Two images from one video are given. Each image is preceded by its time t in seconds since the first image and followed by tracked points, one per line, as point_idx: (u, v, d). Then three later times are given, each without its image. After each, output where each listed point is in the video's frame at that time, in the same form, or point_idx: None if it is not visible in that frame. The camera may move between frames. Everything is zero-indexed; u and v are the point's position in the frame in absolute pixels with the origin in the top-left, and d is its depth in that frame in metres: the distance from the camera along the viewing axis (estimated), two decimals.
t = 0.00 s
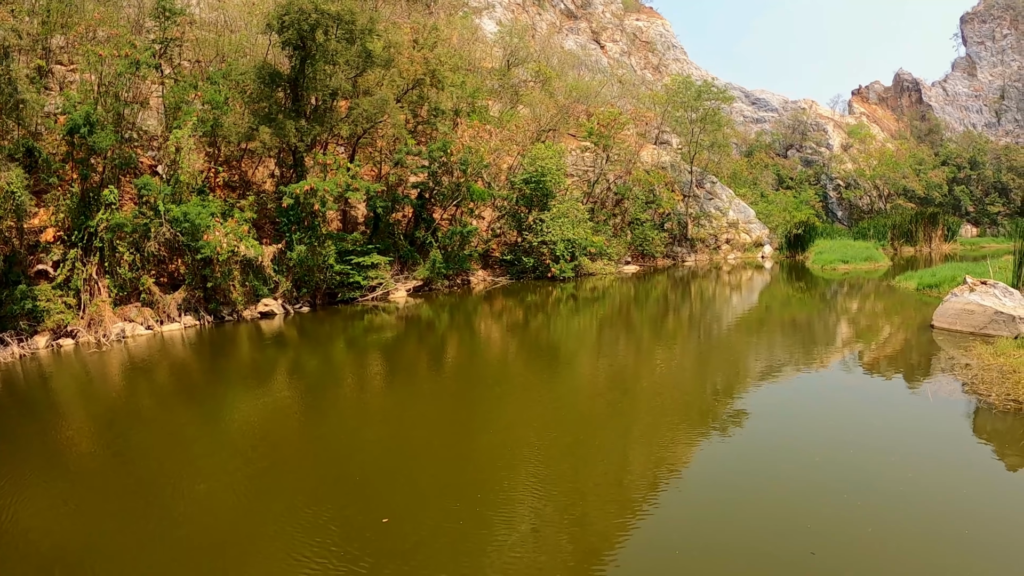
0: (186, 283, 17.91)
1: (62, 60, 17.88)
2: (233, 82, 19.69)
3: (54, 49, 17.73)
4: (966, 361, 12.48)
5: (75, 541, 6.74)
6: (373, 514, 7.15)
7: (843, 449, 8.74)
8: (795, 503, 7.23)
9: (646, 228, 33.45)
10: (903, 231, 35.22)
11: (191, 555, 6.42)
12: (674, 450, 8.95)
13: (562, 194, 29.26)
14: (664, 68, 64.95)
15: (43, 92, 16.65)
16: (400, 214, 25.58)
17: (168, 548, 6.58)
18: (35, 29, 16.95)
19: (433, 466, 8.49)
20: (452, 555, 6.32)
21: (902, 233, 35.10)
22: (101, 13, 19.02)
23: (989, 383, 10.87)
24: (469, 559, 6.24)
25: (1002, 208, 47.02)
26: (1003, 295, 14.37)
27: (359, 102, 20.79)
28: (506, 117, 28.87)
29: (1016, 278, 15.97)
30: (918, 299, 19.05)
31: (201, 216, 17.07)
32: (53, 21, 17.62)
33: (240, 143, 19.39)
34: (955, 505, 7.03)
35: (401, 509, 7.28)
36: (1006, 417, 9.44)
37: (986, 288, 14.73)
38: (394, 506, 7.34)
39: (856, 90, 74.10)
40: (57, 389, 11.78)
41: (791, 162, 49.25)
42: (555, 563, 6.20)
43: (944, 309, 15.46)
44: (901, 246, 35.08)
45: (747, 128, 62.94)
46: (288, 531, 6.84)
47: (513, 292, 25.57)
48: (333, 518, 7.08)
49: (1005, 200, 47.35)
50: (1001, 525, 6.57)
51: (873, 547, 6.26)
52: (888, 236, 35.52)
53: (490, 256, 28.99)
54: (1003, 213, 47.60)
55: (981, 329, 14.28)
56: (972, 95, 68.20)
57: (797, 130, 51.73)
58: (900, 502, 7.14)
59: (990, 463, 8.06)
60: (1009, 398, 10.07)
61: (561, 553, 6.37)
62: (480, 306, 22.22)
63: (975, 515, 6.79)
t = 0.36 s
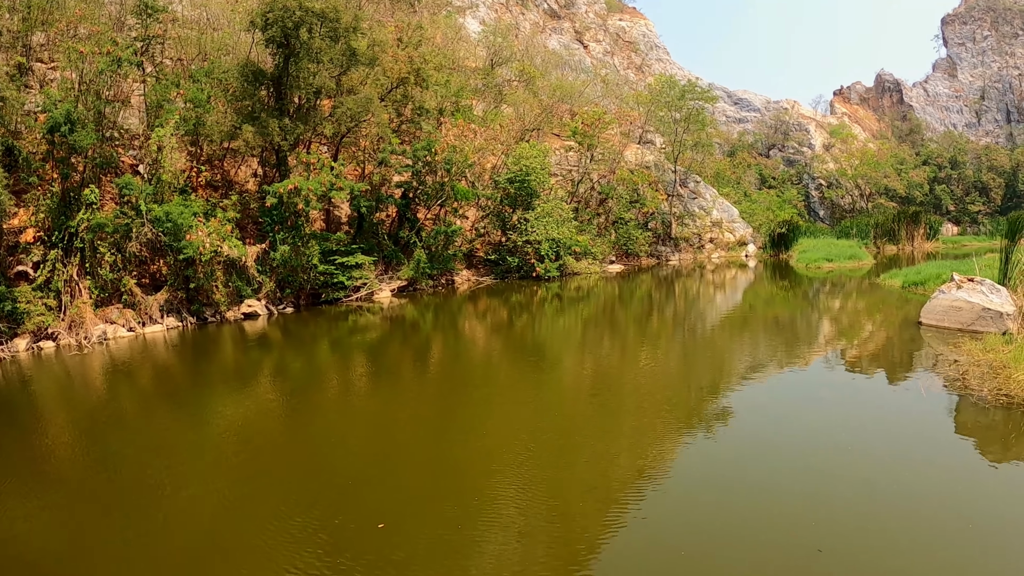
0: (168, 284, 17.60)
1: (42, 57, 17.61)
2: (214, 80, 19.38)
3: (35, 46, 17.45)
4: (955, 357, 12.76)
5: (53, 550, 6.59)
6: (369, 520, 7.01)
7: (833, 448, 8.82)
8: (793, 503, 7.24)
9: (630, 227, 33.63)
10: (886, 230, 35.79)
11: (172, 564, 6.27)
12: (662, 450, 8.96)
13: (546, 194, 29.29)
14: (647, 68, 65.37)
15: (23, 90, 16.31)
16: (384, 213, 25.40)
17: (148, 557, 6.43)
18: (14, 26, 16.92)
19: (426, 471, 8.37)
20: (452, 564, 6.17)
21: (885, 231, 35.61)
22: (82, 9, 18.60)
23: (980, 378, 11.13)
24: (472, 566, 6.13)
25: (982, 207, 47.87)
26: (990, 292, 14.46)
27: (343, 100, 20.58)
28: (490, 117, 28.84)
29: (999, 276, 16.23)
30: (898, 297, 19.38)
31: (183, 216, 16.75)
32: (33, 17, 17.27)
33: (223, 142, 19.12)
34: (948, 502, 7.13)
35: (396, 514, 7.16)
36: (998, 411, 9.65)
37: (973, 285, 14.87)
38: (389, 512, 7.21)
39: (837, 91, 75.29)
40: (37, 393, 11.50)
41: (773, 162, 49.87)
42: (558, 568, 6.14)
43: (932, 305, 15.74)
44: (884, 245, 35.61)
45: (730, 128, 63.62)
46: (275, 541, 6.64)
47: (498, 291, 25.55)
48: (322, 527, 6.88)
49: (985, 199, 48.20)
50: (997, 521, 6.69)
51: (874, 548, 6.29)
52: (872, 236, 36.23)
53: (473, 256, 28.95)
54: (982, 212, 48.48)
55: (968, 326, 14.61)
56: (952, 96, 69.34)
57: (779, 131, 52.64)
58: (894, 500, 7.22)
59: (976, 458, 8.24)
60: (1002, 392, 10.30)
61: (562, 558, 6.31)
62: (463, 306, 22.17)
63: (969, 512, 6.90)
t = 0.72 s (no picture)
0: (156, 283, 17.42)
1: (29, 53, 17.20)
2: (203, 77, 19.22)
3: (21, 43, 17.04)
4: (952, 354, 12.91)
5: (38, 557, 6.46)
6: (372, 526, 6.88)
7: (829, 447, 8.85)
8: (798, 505, 7.19)
9: (620, 226, 33.77)
10: (875, 229, 36.18)
11: (160, 572, 6.15)
12: (659, 450, 8.93)
13: (537, 192, 29.33)
14: (636, 67, 65.62)
15: (9, 87, 16.09)
16: (374, 212, 25.29)
17: (134, 565, 6.31)
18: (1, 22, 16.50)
19: (424, 474, 8.24)
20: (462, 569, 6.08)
21: (874, 230, 35.95)
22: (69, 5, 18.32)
23: (978, 376, 11.25)
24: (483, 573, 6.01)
25: (969, 206, 48.46)
26: (984, 290, 14.59)
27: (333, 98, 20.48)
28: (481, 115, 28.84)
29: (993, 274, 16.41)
30: (886, 295, 19.61)
31: (172, 214, 16.59)
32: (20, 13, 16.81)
33: (212, 139, 18.96)
34: (949, 499, 7.18)
35: (400, 519, 7.05)
36: (992, 407, 9.80)
37: (967, 283, 15.00)
38: (392, 517, 7.08)
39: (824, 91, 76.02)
40: (24, 395, 11.33)
41: (761, 162, 50.29)
42: (569, 573, 6.04)
43: (927, 302, 15.92)
44: (872, 244, 36.00)
45: (719, 128, 64.08)
46: (268, 553, 6.44)
47: (488, 290, 25.52)
48: (317, 538, 6.68)
49: (972, 198, 48.78)
50: (1001, 517, 6.74)
51: (883, 546, 6.30)
52: (861, 234, 36.85)
53: (464, 255, 28.93)
54: (969, 211, 49.09)
55: (964, 323, 14.81)
56: (940, 96, 70.11)
57: (767, 130, 53.06)
58: (898, 499, 7.24)
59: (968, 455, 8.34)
60: (1001, 389, 10.39)
61: (571, 562, 6.21)
62: (454, 305, 22.14)
63: (972, 509, 6.93)
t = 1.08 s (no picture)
0: (144, 282, 17.21)
1: (14, 49, 17.20)
2: (191, 73, 19.00)
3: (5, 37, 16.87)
4: (944, 351, 13.10)
5: (29, 563, 6.33)
6: (379, 527, 6.83)
7: (822, 443, 8.95)
8: (805, 501, 7.25)
9: (608, 224, 33.90)
10: (862, 228, 36.58)
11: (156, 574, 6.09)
12: (655, 449, 8.96)
13: (526, 190, 29.35)
14: (625, 66, 65.82)
15: None
16: (363, 209, 25.15)
17: (129, 567, 6.24)
18: None
19: (421, 474, 8.19)
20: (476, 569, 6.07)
21: (861, 229, 36.41)
22: None
23: (972, 371, 11.41)
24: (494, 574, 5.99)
25: (954, 206, 49.21)
26: (976, 287, 14.92)
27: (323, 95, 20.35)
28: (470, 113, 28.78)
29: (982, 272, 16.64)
30: (871, 293, 19.89)
31: (160, 212, 16.40)
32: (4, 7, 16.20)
33: (200, 136, 18.79)
34: (947, 493, 7.31)
35: (406, 519, 7.00)
36: (985, 402, 9.99)
37: (959, 281, 15.33)
38: (398, 518, 7.03)
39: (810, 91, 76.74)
40: (10, 396, 11.14)
41: (748, 161, 50.69)
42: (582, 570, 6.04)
43: (920, 301, 16.17)
44: (860, 242, 36.42)
45: (706, 127, 64.47)
46: (267, 561, 6.23)
47: (477, 288, 25.51)
48: (318, 544, 6.49)
49: (957, 197, 49.52)
50: (1001, 510, 6.87)
51: (892, 541, 6.37)
52: (848, 233, 37.12)
53: (452, 253, 28.90)
54: (954, 211, 49.78)
55: (956, 320, 15.03)
56: (927, 96, 71.00)
57: (754, 129, 53.47)
58: (900, 494, 7.34)
59: (961, 452, 8.46)
60: (995, 383, 10.60)
61: (582, 561, 6.20)
62: (443, 303, 22.11)
63: (969, 503, 7.06)
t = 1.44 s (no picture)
0: (120, 274, 16.83)
1: None
2: (168, 61, 18.57)
3: None
4: (923, 346, 13.55)
5: (10, 561, 6.23)
6: (373, 523, 6.88)
7: (800, 439, 9.21)
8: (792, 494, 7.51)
9: (586, 218, 34.16)
10: (839, 224, 37.35)
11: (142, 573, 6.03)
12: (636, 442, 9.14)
13: (505, 183, 29.39)
14: (605, 61, 66.05)
15: None
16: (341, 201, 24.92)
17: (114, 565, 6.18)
18: None
19: (407, 470, 8.21)
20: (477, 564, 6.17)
21: (838, 226, 37.20)
22: None
23: (951, 366, 11.82)
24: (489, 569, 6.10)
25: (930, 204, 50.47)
26: (954, 283, 15.49)
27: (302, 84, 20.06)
28: (450, 105, 28.67)
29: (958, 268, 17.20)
30: (845, 289, 20.43)
31: (136, 202, 16.03)
32: None
33: (178, 125, 18.44)
34: (923, 485, 7.65)
35: (399, 514, 7.07)
36: (964, 396, 10.40)
37: (937, 277, 15.88)
38: (393, 514, 7.08)
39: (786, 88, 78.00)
40: None
41: (725, 157, 51.42)
42: (580, 562, 6.18)
43: (899, 297, 16.72)
44: (836, 239, 37.20)
45: (684, 122, 65.17)
46: (259, 558, 6.24)
47: (454, 281, 25.53)
48: (308, 544, 6.47)
49: (932, 196, 50.82)
50: (976, 500, 7.24)
51: (879, 531, 6.68)
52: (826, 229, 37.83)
53: (430, 245, 28.87)
54: (929, 209, 51.05)
55: (934, 316, 15.56)
56: (902, 96, 72.59)
57: (732, 126, 54.19)
58: (882, 485, 7.67)
59: (937, 445, 8.82)
60: (974, 377, 11.01)
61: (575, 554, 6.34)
62: (421, 296, 22.10)
63: (942, 494, 7.40)
